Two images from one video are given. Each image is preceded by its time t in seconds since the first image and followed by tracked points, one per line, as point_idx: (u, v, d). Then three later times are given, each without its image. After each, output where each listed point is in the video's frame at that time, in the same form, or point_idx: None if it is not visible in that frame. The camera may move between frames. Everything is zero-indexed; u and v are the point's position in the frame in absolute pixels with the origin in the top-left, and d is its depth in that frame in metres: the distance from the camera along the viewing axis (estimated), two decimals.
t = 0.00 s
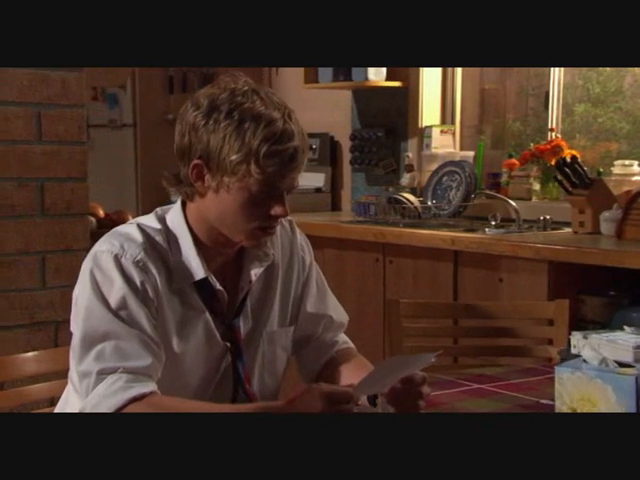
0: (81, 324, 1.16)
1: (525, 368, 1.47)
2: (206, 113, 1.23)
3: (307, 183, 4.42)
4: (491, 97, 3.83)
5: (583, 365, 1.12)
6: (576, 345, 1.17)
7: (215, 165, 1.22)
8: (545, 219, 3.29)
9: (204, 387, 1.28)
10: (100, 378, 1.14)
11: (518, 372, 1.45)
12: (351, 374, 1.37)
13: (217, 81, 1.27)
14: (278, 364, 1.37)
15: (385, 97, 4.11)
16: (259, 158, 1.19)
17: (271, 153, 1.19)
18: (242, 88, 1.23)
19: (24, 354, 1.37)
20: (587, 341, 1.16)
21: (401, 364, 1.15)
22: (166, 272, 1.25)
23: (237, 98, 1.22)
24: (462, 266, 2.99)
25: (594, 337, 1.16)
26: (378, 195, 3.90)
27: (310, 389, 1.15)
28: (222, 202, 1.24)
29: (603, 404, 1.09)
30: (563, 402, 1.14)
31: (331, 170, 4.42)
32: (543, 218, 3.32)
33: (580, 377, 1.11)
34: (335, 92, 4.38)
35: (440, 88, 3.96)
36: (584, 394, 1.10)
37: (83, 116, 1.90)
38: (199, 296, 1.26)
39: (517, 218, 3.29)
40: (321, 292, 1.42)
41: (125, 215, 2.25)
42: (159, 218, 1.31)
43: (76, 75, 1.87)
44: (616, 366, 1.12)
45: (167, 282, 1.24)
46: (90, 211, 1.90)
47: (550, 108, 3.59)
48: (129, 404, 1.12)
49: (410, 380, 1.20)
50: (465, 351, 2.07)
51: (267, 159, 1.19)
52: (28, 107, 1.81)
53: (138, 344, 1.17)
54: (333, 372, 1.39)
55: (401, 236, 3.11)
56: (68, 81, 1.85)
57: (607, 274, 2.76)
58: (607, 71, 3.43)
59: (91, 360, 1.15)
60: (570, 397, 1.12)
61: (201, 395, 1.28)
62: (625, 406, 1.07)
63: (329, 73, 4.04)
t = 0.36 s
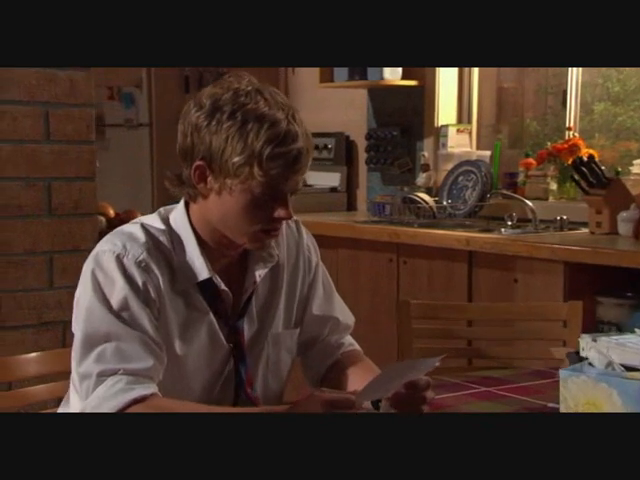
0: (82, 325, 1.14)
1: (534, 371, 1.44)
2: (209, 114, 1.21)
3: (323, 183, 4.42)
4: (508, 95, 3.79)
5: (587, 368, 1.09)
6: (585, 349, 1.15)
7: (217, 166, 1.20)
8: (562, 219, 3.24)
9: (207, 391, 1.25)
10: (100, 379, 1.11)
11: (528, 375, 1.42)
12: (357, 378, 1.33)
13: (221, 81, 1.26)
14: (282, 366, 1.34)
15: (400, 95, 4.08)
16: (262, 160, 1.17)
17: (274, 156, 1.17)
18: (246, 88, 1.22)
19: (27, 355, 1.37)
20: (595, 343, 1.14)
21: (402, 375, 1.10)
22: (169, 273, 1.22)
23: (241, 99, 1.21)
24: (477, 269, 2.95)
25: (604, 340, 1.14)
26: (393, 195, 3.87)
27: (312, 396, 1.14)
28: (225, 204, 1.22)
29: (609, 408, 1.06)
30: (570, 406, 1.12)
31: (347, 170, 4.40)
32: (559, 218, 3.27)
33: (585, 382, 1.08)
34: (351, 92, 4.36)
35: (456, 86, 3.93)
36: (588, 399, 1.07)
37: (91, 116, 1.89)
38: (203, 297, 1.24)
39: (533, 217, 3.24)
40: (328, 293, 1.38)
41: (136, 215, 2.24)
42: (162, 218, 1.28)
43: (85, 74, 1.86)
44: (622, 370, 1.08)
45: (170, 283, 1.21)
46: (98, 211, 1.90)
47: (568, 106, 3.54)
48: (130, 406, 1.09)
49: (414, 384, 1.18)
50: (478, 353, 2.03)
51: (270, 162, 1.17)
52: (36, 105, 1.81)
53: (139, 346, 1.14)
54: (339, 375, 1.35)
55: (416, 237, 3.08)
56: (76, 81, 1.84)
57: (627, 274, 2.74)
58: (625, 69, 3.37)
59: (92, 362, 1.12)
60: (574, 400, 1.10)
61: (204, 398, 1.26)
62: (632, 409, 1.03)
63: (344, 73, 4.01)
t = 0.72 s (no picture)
0: (79, 326, 1.11)
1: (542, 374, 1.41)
2: (215, 114, 1.15)
3: (336, 182, 4.37)
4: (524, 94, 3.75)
5: (592, 372, 1.06)
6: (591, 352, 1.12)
7: (222, 168, 1.15)
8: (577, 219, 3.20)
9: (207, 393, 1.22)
10: (97, 381, 1.08)
11: (536, 378, 1.39)
12: (359, 381, 1.29)
13: (226, 79, 1.20)
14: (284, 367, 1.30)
15: (415, 94, 4.05)
16: (269, 163, 1.12)
17: (282, 158, 1.13)
18: (252, 88, 1.16)
19: (27, 356, 1.36)
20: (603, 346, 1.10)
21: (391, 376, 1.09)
22: (170, 273, 1.18)
23: (247, 99, 1.15)
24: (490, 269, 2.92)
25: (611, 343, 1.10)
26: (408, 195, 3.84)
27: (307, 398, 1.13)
28: (229, 206, 1.17)
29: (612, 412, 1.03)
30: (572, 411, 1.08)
31: (361, 169, 4.38)
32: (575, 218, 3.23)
33: (588, 386, 1.05)
34: (366, 91, 4.34)
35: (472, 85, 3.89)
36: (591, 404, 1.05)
37: (98, 115, 1.88)
38: (204, 298, 1.20)
39: (548, 217, 3.20)
40: (331, 293, 1.35)
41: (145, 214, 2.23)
42: (164, 216, 1.25)
43: (91, 73, 1.85)
44: (627, 373, 1.06)
45: (170, 283, 1.18)
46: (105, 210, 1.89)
47: (584, 104, 3.50)
48: (126, 409, 1.05)
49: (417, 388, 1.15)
50: (490, 355, 2.01)
51: (277, 164, 1.13)
52: (43, 104, 1.80)
53: (137, 348, 1.11)
54: (341, 378, 1.31)
55: (429, 237, 3.05)
56: (83, 80, 1.83)
57: None
58: None
59: (89, 363, 1.09)
60: (576, 405, 1.07)
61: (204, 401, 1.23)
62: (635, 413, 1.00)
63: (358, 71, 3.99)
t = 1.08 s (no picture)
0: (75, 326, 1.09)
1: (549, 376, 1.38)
2: (215, 110, 1.13)
3: (350, 181, 4.39)
4: (540, 91, 3.69)
5: (593, 374, 1.04)
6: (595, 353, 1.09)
7: (221, 165, 1.13)
8: (592, 218, 3.15)
9: (204, 394, 1.20)
10: (92, 382, 1.06)
11: (542, 380, 1.36)
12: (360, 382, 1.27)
13: (226, 76, 1.18)
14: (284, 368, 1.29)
15: (428, 92, 4.01)
16: (268, 161, 1.10)
17: (281, 157, 1.11)
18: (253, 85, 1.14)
19: (27, 356, 1.36)
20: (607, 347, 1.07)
21: (391, 382, 1.13)
22: (168, 272, 1.17)
23: (248, 96, 1.13)
24: (503, 269, 2.88)
25: (616, 345, 1.07)
26: (420, 193, 3.80)
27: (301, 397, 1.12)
28: (228, 204, 1.15)
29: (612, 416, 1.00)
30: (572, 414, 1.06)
31: (374, 167, 4.35)
32: (589, 217, 3.18)
33: (588, 388, 1.03)
34: (380, 89, 4.30)
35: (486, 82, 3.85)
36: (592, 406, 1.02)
37: (103, 113, 1.87)
38: (203, 298, 1.18)
39: (562, 217, 3.15)
40: (332, 293, 1.33)
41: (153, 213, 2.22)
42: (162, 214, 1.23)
43: (96, 71, 1.84)
44: (629, 376, 1.04)
45: (168, 283, 1.16)
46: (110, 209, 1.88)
47: (600, 103, 3.44)
48: (121, 410, 1.04)
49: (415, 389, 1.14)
50: (501, 355, 1.98)
51: (276, 163, 1.10)
52: (47, 102, 1.79)
53: (134, 348, 1.09)
54: (342, 379, 1.29)
55: (441, 236, 3.01)
56: (87, 79, 1.82)
57: None
58: None
59: (84, 364, 1.08)
60: (577, 407, 1.05)
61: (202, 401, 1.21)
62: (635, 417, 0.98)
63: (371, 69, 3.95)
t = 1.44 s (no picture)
0: (68, 325, 1.08)
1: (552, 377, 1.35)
2: (212, 106, 1.11)
3: (359, 179, 4.37)
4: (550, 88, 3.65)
5: (591, 375, 1.02)
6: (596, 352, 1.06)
7: (217, 162, 1.11)
8: (603, 216, 3.10)
9: (199, 394, 1.19)
10: (84, 381, 1.05)
11: (544, 380, 1.34)
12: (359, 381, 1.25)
13: (225, 71, 1.16)
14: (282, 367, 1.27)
15: (439, 88, 3.97)
16: (265, 158, 1.08)
17: (278, 153, 1.08)
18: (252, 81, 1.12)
19: (22, 355, 1.34)
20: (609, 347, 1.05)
21: (389, 384, 1.13)
22: (163, 271, 1.15)
23: (245, 92, 1.11)
24: (511, 268, 2.85)
25: (619, 345, 1.05)
26: (430, 191, 3.78)
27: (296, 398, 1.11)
28: (225, 200, 1.13)
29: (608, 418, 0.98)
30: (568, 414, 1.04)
31: (384, 164, 4.32)
32: (600, 215, 3.13)
33: (586, 389, 1.01)
34: (391, 86, 4.28)
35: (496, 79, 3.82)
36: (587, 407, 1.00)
37: (105, 110, 1.87)
38: (198, 297, 1.17)
39: (572, 215, 3.11)
40: (331, 292, 1.32)
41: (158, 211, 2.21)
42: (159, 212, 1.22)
43: (98, 68, 1.83)
44: (628, 376, 1.01)
45: (163, 282, 1.15)
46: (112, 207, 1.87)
47: (611, 100, 3.40)
48: (113, 410, 1.02)
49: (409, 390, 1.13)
50: (508, 355, 1.95)
51: (272, 159, 1.08)
52: (48, 99, 1.79)
53: (127, 347, 1.07)
54: (340, 379, 1.28)
55: (449, 234, 2.99)
56: (89, 76, 1.82)
57: None
58: None
59: (77, 363, 1.06)
60: (574, 408, 1.02)
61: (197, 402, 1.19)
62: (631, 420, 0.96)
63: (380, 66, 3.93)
